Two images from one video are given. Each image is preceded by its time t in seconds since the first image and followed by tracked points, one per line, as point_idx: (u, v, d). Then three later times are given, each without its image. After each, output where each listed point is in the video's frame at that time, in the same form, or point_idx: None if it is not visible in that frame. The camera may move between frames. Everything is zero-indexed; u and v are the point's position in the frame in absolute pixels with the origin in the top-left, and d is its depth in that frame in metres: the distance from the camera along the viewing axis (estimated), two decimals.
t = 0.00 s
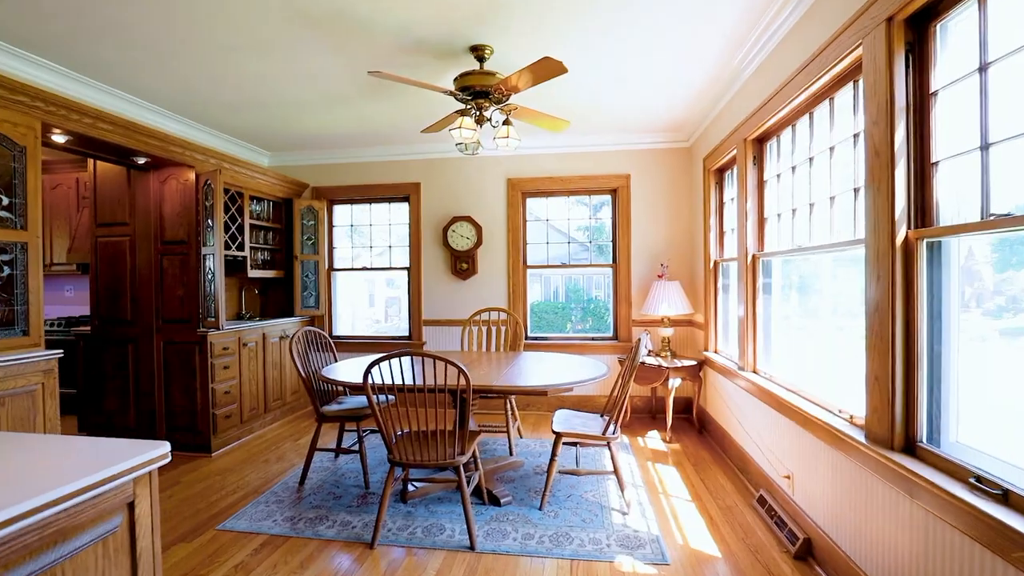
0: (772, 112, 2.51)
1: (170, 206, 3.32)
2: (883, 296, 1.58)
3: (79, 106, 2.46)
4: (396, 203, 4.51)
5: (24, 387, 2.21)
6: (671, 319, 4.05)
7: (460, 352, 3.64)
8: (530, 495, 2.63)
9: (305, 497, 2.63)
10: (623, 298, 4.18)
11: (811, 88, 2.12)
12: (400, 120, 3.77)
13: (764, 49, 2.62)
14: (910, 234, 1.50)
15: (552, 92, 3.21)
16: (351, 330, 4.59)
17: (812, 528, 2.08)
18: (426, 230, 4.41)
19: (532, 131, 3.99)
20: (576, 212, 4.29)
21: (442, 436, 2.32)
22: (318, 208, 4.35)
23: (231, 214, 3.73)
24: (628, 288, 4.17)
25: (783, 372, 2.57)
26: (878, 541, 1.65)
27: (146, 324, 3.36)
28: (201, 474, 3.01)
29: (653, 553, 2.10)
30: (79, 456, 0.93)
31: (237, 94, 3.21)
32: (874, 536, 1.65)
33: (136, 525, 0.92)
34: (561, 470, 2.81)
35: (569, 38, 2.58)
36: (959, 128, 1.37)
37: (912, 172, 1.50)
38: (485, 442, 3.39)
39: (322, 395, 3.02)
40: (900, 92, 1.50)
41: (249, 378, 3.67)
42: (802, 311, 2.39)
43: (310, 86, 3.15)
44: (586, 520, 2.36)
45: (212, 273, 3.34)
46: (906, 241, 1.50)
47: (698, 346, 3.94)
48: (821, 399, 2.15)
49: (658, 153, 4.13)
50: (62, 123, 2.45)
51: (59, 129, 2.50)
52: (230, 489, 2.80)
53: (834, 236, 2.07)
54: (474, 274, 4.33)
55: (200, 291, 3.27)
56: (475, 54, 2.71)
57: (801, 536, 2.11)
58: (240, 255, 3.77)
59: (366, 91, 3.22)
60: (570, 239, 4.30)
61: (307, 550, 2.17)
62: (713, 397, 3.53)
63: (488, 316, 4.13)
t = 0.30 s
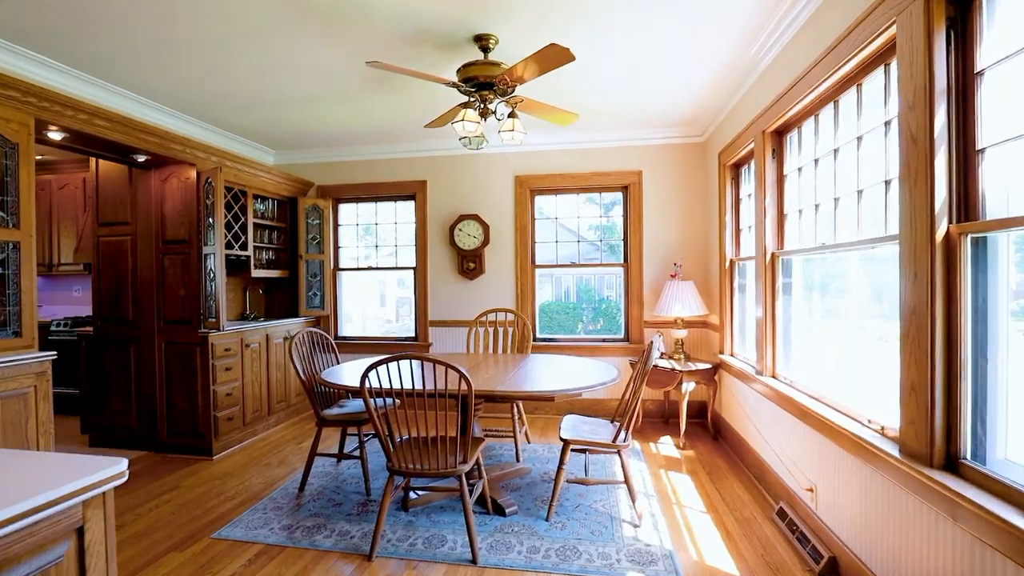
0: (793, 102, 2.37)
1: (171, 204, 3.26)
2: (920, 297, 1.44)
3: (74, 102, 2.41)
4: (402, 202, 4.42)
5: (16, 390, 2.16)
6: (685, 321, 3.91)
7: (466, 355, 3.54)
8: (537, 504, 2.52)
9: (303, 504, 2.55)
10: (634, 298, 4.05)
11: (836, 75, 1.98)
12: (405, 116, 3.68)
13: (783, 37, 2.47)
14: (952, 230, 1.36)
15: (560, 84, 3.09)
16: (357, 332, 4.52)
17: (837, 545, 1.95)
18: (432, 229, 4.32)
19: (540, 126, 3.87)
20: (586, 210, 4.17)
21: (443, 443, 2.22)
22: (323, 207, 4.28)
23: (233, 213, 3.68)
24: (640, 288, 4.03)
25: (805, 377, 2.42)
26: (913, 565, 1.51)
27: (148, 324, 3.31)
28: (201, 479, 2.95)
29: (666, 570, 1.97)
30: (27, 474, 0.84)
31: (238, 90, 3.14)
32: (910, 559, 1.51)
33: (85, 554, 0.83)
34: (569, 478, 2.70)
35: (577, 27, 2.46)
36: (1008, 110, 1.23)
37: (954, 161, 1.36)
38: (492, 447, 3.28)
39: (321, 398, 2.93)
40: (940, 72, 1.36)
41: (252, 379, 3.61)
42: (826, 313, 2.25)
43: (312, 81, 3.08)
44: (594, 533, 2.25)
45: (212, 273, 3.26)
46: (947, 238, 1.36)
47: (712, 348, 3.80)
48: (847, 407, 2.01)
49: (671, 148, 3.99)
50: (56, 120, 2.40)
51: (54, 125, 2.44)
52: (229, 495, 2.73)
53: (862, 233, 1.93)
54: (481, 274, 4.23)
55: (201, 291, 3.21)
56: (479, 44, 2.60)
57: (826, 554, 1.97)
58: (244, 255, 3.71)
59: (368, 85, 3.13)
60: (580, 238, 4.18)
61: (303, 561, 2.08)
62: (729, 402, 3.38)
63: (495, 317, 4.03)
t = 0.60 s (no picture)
0: (817, 91, 2.23)
1: (175, 203, 3.22)
2: (966, 298, 1.31)
3: (73, 99, 2.37)
4: (410, 200, 4.35)
5: (12, 392, 2.11)
6: (701, 322, 3.77)
7: (474, 357, 3.45)
8: (545, 513, 2.41)
9: (305, 510, 2.48)
10: (648, 299, 3.91)
11: (866, 60, 1.84)
12: (412, 111, 3.60)
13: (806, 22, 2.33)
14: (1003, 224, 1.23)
15: (570, 76, 2.98)
16: (364, 333, 4.45)
17: (867, 565, 1.81)
18: (441, 228, 4.23)
19: (550, 121, 3.76)
20: (598, 208, 4.04)
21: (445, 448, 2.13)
22: (330, 206, 4.22)
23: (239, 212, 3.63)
24: (654, 288, 3.90)
25: (829, 382, 2.28)
26: None
27: (153, 325, 3.27)
28: (204, 481, 2.90)
29: None
30: None
31: (242, 85, 3.08)
32: None
33: None
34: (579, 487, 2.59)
35: (588, 15, 2.35)
36: None
37: (1004, 148, 1.23)
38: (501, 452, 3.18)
39: (324, 401, 2.86)
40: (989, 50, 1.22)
41: (258, 381, 3.56)
42: (853, 315, 2.11)
43: (315, 76, 3.01)
44: (605, 546, 2.13)
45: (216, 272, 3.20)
46: (997, 233, 1.22)
47: (730, 350, 3.65)
48: (878, 417, 1.87)
49: (686, 143, 3.85)
50: (55, 117, 2.36)
51: (53, 122, 2.41)
52: (230, 499, 2.67)
53: (894, 230, 1.79)
54: (490, 274, 4.14)
55: (205, 290, 3.17)
56: (485, 34, 2.50)
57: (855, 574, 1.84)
58: (250, 254, 3.67)
59: (373, 79, 3.05)
60: (592, 237, 4.06)
61: (301, 571, 2.00)
62: (747, 407, 3.24)
63: (504, 318, 3.93)
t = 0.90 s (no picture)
0: (847, 75, 2.07)
1: (183, 202, 3.19)
2: None
3: (76, 95, 2.34)
4: (420, 198, 4.27)
5: (13, 392, 2.08)
6: (720, 322, 3.61)
7: (484, 358, 3.35)
8: (555, 523, 2.30)
9: (307, 515, 2.42)
10: (665, 298, 3.77)
11: (904, 38, 1.69)
12: (421, 106, 3.52)
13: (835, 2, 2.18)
14: None
15: (583, 66, 2.86)
16: (374, 333, 4.38)
17: None
18: (451, 226, 4.15)
19: (563, 115, 3.64)
20: (613, 205, 3.91)
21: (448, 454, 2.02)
22: (339, 205, 4.17)
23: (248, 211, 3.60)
24: (671, 288, 3.76)
25: (860, 387, 2.13)
26: None
27: (160, 324, 3.25)
28: (209, 483, 2.86)
29: None
30: None
31: (248, 81, 3.03)
32: None
33: None
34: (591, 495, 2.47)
35: None
36: None
37: None
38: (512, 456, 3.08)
39: (329, 402, 2.78)
40: None
41: (266, 381, 3.52)
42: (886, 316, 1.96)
43: (321, 70, 2.94)
44: (617, 560, 2.01)
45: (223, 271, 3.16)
46: None
47: (751, 352, 3.49)
48: (917, 427, 1.72)
49: (705, 136, 3.70)
50: (57, 113, 2.34)
51: (57, 119, 2.39)
52: (233, 502, 2.61)
53: (934, 224, 1.64)
54: (502, 273, 4.04)
55: (211, 289, 3.14)
56: (493, 22, 2.40)
57: None
58: (258, 253, 3.64)
59: (380, 72, 2.97)
60: (606, 234, 3.93)
61: None
62: (770, 412, 3.08)
63: (516, 318, 3.82)
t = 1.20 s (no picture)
0: (884, 55, 1.89)
1: (193, 200, 3.17)
2: None
3: (80, 91, 2.31)
4: (432, 195, 4.19)
5: (14, 391, 2.05)
6: (744, 323, 3.44)
7: (495, 359, 3.24)
8: (567, 535, 2.18)
9: (311, 520, 2.35)
10: (685, 298, 3.62)
11: (952, 9, 1.52)
12: (431, 100, 3.43)
13: None
14: None
15: (597, 55, 2.73)
16: (386, 333, 4.31)
17: None
18: (463, 224, 4.05)
19: (578, 108, 3.51)
20: (630, 201, 3.77)
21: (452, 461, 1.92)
22: (351, 203, 4.11)
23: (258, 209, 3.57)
24: (691, 287, 3.60)
25: (898, 394, 1.96)
26: None
27: (170, 323, 3.23)
28: (216, 484, 2.82)
29: None
30: None
31: (255, 76, 2.98)
32: None
33: None
34: (605, 506, 2.35)
35: None
36: None
37: None
38: (524, 461, 2.98)
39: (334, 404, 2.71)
40: None
41: (276, 381, 3.48)
42: (928, 317, 1.79)
43: (328, 63, 2.87)
44: None
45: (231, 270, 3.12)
46: None
47: (776, 355, 3.32)
48: (967, 441, 1.55)
49: (727, 128, 3.53)
50: (63, 110, 2.31)
51: (63, 117, 2.36)
52: (238, 505, 2.56)
53: (988, 216, 1.47)
54: (515, 271, 3.93)
55: (220, 288, 3.10)
56: (502, 7, 2.28)
57: None
58: (269, 252, 3.60)
59: (388, 65, 2.89)
60: (623, 232, 3.79)
61: None
62: (798, 419, 2.91)
63: (529, 318, 3.71)
